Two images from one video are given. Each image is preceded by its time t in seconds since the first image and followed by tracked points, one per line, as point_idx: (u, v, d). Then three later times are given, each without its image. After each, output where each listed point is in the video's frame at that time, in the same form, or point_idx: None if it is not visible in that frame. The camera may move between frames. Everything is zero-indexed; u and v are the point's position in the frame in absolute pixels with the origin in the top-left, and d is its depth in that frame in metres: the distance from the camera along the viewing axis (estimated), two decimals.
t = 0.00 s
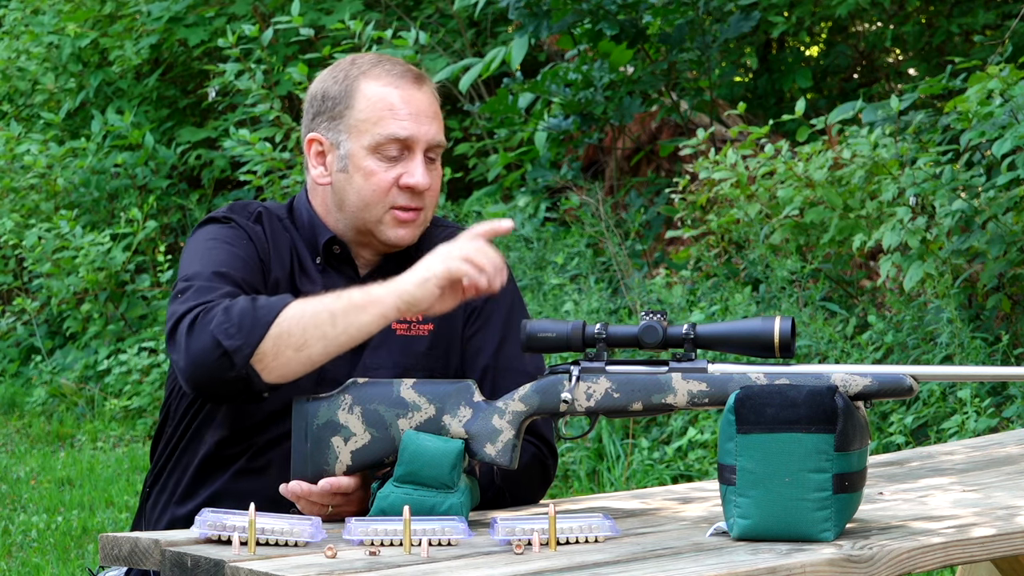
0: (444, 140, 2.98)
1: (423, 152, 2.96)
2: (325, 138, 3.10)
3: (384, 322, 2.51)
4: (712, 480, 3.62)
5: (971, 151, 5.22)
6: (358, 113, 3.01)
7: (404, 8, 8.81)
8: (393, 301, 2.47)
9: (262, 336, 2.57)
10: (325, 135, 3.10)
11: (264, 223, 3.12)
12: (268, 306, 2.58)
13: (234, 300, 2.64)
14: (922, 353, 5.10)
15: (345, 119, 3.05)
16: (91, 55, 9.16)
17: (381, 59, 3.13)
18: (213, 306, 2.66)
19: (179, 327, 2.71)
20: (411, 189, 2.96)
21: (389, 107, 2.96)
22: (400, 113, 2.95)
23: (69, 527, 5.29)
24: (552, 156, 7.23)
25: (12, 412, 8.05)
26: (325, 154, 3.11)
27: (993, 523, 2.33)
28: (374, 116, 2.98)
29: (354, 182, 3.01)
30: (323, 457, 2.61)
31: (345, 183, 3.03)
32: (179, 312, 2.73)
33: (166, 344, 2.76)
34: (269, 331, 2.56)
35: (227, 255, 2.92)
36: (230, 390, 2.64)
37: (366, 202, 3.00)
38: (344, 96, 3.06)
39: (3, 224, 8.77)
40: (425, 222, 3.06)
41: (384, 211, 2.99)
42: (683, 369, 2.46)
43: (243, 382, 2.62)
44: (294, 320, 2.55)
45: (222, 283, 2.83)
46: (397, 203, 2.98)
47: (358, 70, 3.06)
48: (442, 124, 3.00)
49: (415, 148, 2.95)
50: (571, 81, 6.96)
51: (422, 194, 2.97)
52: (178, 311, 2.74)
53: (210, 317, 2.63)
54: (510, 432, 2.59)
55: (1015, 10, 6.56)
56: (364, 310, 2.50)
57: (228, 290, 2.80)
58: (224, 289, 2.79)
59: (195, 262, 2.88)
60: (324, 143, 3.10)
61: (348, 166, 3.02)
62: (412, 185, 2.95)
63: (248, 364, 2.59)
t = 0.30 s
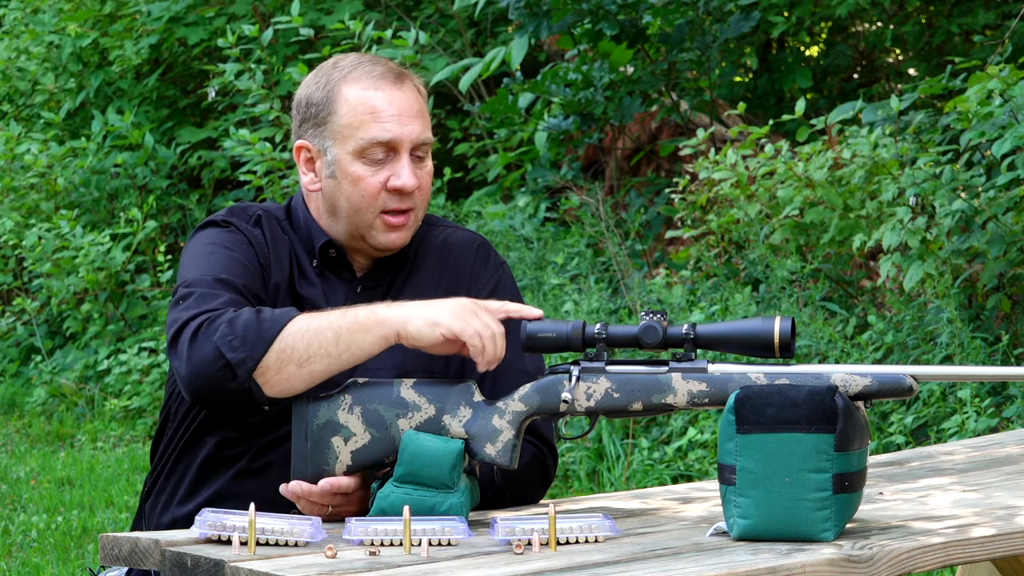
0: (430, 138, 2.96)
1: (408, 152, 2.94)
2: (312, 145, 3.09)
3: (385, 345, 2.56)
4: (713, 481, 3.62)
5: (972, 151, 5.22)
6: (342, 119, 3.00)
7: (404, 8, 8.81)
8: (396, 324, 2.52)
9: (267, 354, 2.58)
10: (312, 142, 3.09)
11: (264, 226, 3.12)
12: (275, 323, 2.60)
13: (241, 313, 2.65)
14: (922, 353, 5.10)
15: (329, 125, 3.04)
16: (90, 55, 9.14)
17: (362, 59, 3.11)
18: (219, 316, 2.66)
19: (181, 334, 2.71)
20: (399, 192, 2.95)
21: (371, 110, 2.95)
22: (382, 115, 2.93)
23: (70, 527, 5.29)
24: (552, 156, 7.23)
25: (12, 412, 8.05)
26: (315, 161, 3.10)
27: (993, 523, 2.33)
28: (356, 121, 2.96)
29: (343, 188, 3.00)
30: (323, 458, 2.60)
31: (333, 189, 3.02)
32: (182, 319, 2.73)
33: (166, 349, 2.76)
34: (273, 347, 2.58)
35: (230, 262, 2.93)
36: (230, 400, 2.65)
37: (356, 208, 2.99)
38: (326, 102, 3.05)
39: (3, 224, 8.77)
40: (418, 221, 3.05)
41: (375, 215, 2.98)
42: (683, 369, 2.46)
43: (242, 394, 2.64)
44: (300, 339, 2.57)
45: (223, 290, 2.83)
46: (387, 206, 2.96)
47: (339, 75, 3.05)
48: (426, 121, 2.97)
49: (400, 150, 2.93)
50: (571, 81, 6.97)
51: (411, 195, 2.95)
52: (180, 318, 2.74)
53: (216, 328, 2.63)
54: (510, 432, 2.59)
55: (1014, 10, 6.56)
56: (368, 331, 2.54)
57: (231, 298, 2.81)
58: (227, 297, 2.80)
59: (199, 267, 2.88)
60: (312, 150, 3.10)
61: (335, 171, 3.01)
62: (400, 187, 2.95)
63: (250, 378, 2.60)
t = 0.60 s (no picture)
0: (438, 142, 2.93)
1: (418, 156, 2.90)
2: (318, 146, 3.03)
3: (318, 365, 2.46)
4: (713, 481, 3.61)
5: (972, 151, 5.22)
6: (350, 122, 2.95)
7: (404, 8, 8.81)
8: (325, 341, 2.44)
9: (197, 396, 2.56)
10: (318, 143, 3.03)
11: (246, 242, 3.03)
12: (205, 360, 2.56)
13: (175, 354, 2.63)
14: (922, 353, 5.10)
15: (336, 127, 2.98)
16: (91, 55, 9.15)
17: (369, 61, 3.06)
18: (157, 358, 2.66)
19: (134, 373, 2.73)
20: (408, 196, 2.90)
21: (380, 113, 2.90)
22: (392, 119, 2.89)
23: (69, 527, 5.29)
24: (552, 156, 7.23)
25: (12, 412, 8.05)
26: (320, 163, 3.04)
27: (993, 523, 2.33)
28: (365, 123, 2.92)
29: (350, 191, 2.95)
30: (323, 458, 2.61)
31: (340, 192, 2.97)
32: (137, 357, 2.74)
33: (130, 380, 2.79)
34: (208, 388, 2.54)
35: (192, 291, 2.89)
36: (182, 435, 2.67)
37: (364, 211, 2.94)
38: (333, 104, 2.99)
39: (3, 224, 8.78)
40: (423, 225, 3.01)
41: (382, 219, 2.94)
42: (683, 369, 2.46)
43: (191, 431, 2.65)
44: (229, 375, 2.52)
45: (185, 323, 2.82)
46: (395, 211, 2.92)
47: (346, 76, 2.99)
48: (435, 125, 2.94)
49: (410, 153, 2.89)
50: (571, 81, 6.98)
51: (420, 200, 2.91)
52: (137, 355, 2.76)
53: (152, 372, 2.64)
54: (510, 432, 2.58)
55: (1014, 10, 6.56)
56: (298, 356, 2.46)
57: (183, 333, 2.79)
58: (180, 331, 2.78)
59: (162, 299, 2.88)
60: (318, 152, 3.04)
61: (343, 174, 2.96)
62: (409, 191, 2.90)
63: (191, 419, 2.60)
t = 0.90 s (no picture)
0: (429, 148, 2.95)
1: (410, 163, 2.92)
2: (309, 152, 3.03)
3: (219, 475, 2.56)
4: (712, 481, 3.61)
5: (972, 151, 5.22)
6: (342, 127, 2.95)
7: (404, 8, 8.81)
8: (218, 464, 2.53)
9: (116, 504, 2.79)
10: (308, 149, 3.03)
11: (201, 271, 3.02)
12: (123, 474, 2.76)
13: (100, 455, 2.82)
14: (922, 353, 5.10)
15: (328, 133, 2.98)
16: (90, 55, 9.14)
17: (358, 64, 3.07)
18: (87, 449, 2.86)
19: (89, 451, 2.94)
20: (401, 202, 2.91)
21: (372, 119, 2.91)
22: (385, 125, 2.90)
23: (69, 527, 5.28)
24: (552, 156, 7.23)
25: (12, 412, 8.05)
26: (310, 168, 3.03)
27: (994, 523, 2.33)
28: (357, 130, 2.92)
29: (343, 198, 2.95)
30: (323, 457, 2.60)
31: (332, 198, 2.96)
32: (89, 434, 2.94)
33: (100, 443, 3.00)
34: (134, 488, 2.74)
35: (138, 342, 2.98)
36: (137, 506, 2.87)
37: (357, 217, 2.93)
38: (325, 109, 2.99)
39: (3, 225, 8.79)
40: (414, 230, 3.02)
41: (374, 225, 2.93)
42: (683, 369, 2.46)
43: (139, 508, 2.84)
44: (145, 491, 2.72)
45: (127, 390, 2.93)
46: (387, 217, 2.92)
47: (337, 81, 2.99)
48: (425, 130, 2.96)
49: (402, 160, 2.91)
50: (571, 81, 6.98)
51: (413, 206, 2.92)
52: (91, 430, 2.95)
53: (82, 463, 2.85)
54: (510, 432, 2.58)
55: (1014, 10, 6.56)
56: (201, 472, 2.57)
57: (122, 403, 2.93)
58: (117, 404, 2.92)
59: (114, 357, 2.99)
60: (308, 158, 3.03)
61: (334, 180, 2.96)
62: (402, 197, 2.91)
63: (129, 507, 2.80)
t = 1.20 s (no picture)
0: (403, 147, 2.92)
1: (384, 164, 2.90)
2: (282, 158, 3.04)
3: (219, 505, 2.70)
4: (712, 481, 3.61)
5: (972, 151, 5.22)
6: (313, 133, 2.95)
7: (404, 8, 8.81)
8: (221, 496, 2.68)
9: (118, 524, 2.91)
10: (281, 155, 3.04)
11: (182, 278, 3.04)
12: (122, 498, 2.86)
13: (98, 478, 2.90)
14: (922, 353, 5.10)
15: (299, 138, 2.99)
16: (91, 54, 9.15)
17: (327, 67, 3.06)
18: (84, 468, 2.95)
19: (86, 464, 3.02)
20: (376, 204, 2.90)
21: (343, 123, 2.90)
22: (356, 128, 2.89)
23: (69, 527, 5.28)
24: (552, 156, 7.22)
25: (12, 412, 8.05)
26: (285, 174, 3.05)
27: (994, 523, 2.33)
28: (328, 134, 2.92)
29: (317, 202, 2.95)
30: (323, 457, 2.61)
31: (307, 203, 2.97)
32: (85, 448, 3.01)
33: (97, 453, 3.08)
34: (136, 510, 2.85)
35: (124, 353, 3.00)
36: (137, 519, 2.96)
37: (333, 221, 2.93)
38: (294, 115, 3.00)
39: (3, 225, 8.80)
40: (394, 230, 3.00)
41: (350, 227, 2.92)
42: (683, 369, 2.46)
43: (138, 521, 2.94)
44: (146, 516, 2.84)
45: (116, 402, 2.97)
46: (364, 219, 2.91)
47: (305, 86, 3.00)
48: (399, 130, 2.93)
49: (376, 161, 2.89)
50: (571, 81, 6.98)
51: (389, 207, 2.91)
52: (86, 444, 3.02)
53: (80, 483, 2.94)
54: (510, 432, 2.58)
55: (1014, 10, 6.56)
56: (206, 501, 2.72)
57: (111, 414, 2.97)
58: (106, 417, 2.97)
59: (102, 368, 3.02)
60: (282, 164, 3.04)
61: (308, 185, 2.96)
62: (378, 199, 2.90)
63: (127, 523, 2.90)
